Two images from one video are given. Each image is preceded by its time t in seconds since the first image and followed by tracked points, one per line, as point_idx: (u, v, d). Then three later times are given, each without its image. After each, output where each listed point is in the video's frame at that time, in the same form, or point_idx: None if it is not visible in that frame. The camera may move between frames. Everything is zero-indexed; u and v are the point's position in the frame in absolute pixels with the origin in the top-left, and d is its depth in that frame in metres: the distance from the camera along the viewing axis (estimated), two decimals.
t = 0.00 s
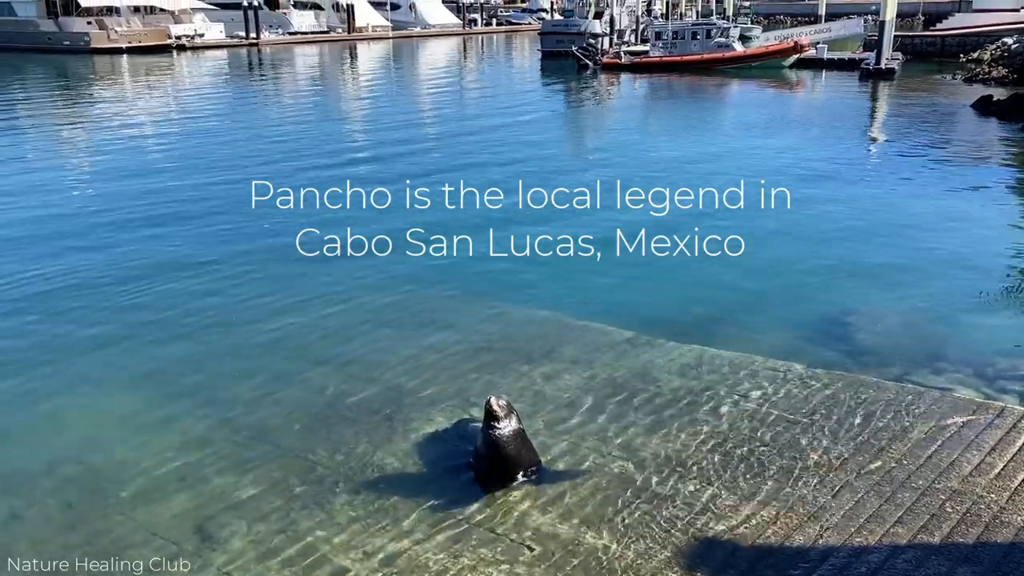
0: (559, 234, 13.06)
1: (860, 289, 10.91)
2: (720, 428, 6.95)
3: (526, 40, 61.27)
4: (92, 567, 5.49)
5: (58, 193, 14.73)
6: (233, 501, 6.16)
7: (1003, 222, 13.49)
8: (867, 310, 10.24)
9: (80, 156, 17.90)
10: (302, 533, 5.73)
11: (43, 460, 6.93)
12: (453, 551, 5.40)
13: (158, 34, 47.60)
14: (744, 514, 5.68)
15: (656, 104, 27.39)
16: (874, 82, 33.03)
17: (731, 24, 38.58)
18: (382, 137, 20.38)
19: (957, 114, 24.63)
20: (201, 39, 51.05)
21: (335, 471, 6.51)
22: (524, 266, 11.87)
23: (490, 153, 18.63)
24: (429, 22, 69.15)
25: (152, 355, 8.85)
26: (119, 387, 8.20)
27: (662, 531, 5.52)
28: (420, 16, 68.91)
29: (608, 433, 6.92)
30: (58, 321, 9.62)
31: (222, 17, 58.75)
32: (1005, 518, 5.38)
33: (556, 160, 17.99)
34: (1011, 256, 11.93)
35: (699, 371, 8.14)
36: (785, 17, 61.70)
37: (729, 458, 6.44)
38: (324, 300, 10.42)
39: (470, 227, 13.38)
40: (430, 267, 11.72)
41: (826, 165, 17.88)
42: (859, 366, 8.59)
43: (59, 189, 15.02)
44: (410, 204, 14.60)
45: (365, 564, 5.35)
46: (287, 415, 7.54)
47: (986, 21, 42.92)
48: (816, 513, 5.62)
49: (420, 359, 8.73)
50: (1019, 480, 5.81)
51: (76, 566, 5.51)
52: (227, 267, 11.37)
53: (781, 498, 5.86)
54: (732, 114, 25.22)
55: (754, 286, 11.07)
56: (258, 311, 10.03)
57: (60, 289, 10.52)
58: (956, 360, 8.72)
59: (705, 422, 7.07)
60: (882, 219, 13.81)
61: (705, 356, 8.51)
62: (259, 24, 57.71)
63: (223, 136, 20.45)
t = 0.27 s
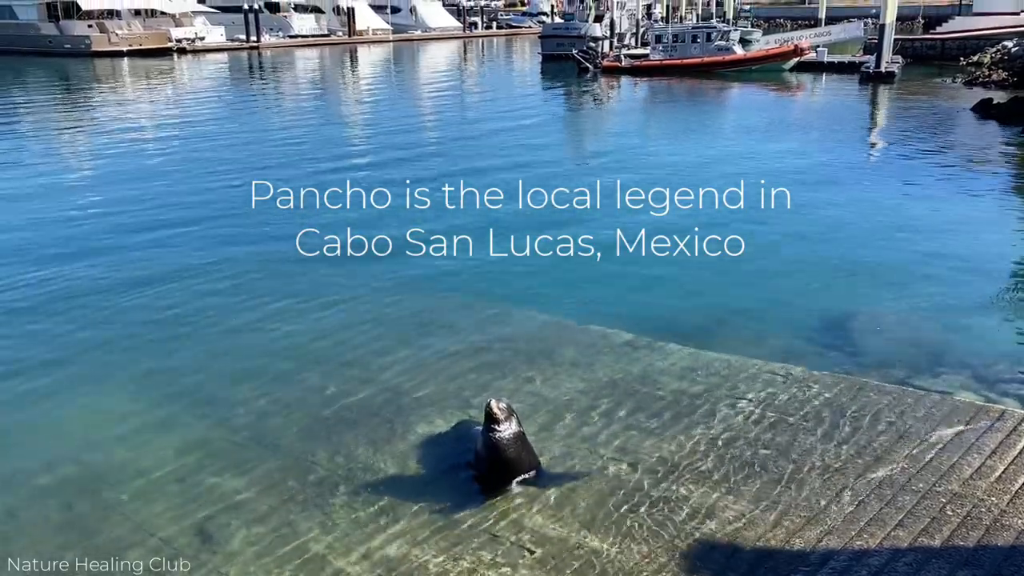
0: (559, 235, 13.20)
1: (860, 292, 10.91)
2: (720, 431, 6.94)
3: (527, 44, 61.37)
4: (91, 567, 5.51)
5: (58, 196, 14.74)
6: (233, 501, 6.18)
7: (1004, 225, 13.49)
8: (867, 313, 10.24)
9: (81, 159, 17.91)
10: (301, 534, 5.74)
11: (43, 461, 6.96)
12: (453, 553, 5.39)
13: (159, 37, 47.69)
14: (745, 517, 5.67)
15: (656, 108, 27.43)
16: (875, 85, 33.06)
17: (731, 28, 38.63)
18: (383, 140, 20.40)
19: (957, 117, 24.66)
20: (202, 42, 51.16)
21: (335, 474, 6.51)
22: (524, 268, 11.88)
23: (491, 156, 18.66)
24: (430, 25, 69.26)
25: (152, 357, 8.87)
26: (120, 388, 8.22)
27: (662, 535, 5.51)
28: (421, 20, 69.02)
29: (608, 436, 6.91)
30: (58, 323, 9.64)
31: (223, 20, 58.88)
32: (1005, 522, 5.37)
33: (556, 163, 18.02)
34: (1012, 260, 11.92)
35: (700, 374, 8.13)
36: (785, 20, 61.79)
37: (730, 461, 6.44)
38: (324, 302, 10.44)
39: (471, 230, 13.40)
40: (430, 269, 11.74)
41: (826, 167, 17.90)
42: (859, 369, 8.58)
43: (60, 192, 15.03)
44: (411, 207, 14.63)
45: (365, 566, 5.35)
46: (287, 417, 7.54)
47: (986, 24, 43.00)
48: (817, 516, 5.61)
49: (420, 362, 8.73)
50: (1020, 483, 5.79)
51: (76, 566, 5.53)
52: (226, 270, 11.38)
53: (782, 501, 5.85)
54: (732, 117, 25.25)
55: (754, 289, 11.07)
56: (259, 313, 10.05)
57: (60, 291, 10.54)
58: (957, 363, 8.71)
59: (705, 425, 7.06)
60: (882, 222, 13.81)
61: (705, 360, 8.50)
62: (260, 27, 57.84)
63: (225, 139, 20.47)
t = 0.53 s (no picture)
0: (559, 235, 13.34)
1: (860, 295, 10.92)
2: (721, 434, 6.94)
3: (527, 47, 61.48)
4: (91, 567, 5.53)
5: (58, 199, 14.78)
6: (233, 503, 6.19)
7: (1004, 229, 13.49)
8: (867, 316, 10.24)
9: (82, 162, 17.92)
10: (300, 536, 5.74)
11: (44, 462, 6.98)
12: (454, 557, 5.38)
13: (160, 40, 47.88)
14: (746, 521, 5.65)
15: (656, 111, 27.48)
16: (875, 88, 33.10)
17: (731, 31, 38.69)
18: (383, 143, 20.41)
19: (957, 120, 24.68)
20: (202, 45, 51.28)
21: (334, 476, 6.51)
22: (524, 271, 11.88)
23: (491, 159, 18.67)
24: (430, 28, 69.38)
25: (153, 358, 8.90)
26: (120, 390, 8.24)
27: (663, 538, 5.50)
28: (421, 23, 69.13)
29: (608, 440, 6.89)
30: (58, 325, 9.67)
31: (223, 24, 59.01)
32: (1007, 526, 5.36)
33: (557, 166, 18.05)
34: (1013, 263, 11.91)
35: (700, 377, 8.12)
36: (785, 24, 61.90)
37: (730, 465, 6.42)
38: (324, 305, 10.44)
39: (471, 232, 13.42)
40: (430, 272, 11.75)
41: (827, 171, 17.90)
42: (860, 372, 8.57)
43: (61, 195, 15.04)
44: (412, 209, 14.65)
45: (364, 569, 5.34)
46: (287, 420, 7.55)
47: (985, 27, 43.06)
48: (818, 520, 5.60)
49: (420, 364, 8.73)
50: (1021, 487, 5.79)
51: (75, 566, 5.55)
52: (226, 272, 11.41)
53: (782, 504, 5.83)
54: (732, 120, 25.29)
55: (755, 292, 11.07)
56: (259, 315, 10.05)
57: (59, 293, 10.57)
58: (958, 367, 8.70)
59: (706, 428, 7.06)
60: (882, 225, 13.82)
61: (705, 363, 8.49)
62: (261, 31, 57.98)
63: (226, 142, 20.49)
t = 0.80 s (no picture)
0: (559, 235, 13.46)
1: (860, 297, 10.93)
2: (720, 437, 6.93)
3: (527, 49, 61.58)
4: (92, 566, 5.57)
5: (59, 201, 14.82)
6: (232, 504, 6.21)
7: (1004, 231, 13.50)
8: (867, 318, 10.24)
9: (82, 164, 17.93)
10: (299, 538, 5.75)
11: (44, 462, 7.01)
12: (454, 560, 5.37)
13: (160, 43, 48.03)
14: (746, 525, 5.64)
15: (656, 113, 27.51)
16: (874, 91, 33.13)
17: (731, 34, 38.75)
18: (383, 146, 20.44)
19: (957, 123, 24.69)
20: (203, 48, 51.44)
21: (333, 478, 6.52)
22: (524, 273, 11.89)
23: (491, 161, 18.71)
24: (430, 31, 69.49)
25: (153, 359, 8.93)
26: (120, 391, 8.26)
27: (663, 541, 5.49)
28: (421, 26, 69.24)
29: (608, 443, 6.88)
30: (57, 326, 9.70)
31: (223, 26, 59.25)
32: (1007, 528, 5.35)
33: (556, 169, 18.08)
34: (1013, 266, 11.88)
35: (700, 380, 8.11)
36: (785, 27, 61.98)
37: (730, 467, 6.42)
38: (325, 307, 10.45)
39: (470, 235, 13.44)
40: (431, 274, 11.76)
41: (826, 173, 17.92)
42: (860, 375, 8.55)
43: (61, 198, 15.05)
44: (411, 211, 14.67)
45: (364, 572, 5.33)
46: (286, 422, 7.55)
47: (985, 29, 43.10)
48: (818, 523, 5.59)
49: (420, 366, 8.74)
50: (1021, 490, 5.78)
51: (76, 566, 5.58)
52: (225, 274, 11.43)
53: (783, 507, 5.83)
54: (731, 123, 25.31)
55: (756, 295, 11.05)
56: (259, 318, 10.07)
57: (58, 295, 10.60)
58: (958, 369, 8.69)
59: (705, 431, 7.05)
60: (882, 228, 13.82)
61: (704, 365, 8.49)
62: (261, 34, 58.17)
63: (226, 145, 20.52)
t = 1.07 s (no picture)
0: (560, 236, 13.63)
1: (859, 300, 10.93)
2: (721, 440, 6.92)
3: (528, 53, 61.71)
4: (91, 566, 5.60)
5: (59, 204, 14.85)
6: (231, 505, 6.23)
7: (1003, 235, 13.50)
8: (867, 322, 10.23)
9: (83, 168, 17.96)
10: (297, 539, 5.76)
11: (44, 463, 7.04)
12: (454, 565, 5.35)
13: (160, 47, 48.10)
14: (747, 529, 5.63)
15: (656, 117, 27.54)
16: (875, 95, 33.17)
17: (731, 38, 38.81)
18: (384, 150, 20.47)
19: (957, 127, 24.71)
20: (203, 52, 51.57)
21: (332, 481, 6.52)
22: (525, 276, 11.88)
23: (492, 165, 18.73)
24: (430, 35, 69.63)
25: (153, 360, 8.97)
26: (120, 392, 8.29)
27: (663, 545, 5.47)
28: (421, 30, 69.37)
29: (608, 447, 6.87)
30: (57, 329, 9.72)
31: (224, 30, 59.45)
32: (1008, 532, 5.34)
33: (557, 173, 18.09)
34: (1014, 270, 11.87)
35: (700, 384, 8.10)
36: (785, 31, 62.09)
37: (731, 471, 6.40)
38: (325, 309, 10.46)
39: (470, 239, 13.45)
40: (431, 277, 11.75)
41: (827, 177, 17.93)
42: (860, 379, 8.54)
43: (61, 202, 15.08)
44: (412, 215, 14.68)
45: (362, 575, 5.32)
46: (285, 424, 7.56)
47: (985, 33, 43.14)
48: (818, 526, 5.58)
49: (421, 370, 8.73)
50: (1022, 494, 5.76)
51: (75, 566, 5.61)
52: (225, 277, 11.46)
53: (783, 511, 5.81)
54: (732, 127, 25.34)
55: (757, 298, 11.04)
56: (259, 320, 10.08)
57: (57, 297, 10.62)
58: (958, 373, 8.68)
59: (706, 435, 7.04)
60: (882, 231, 13.81)
61: (705, 369, 8.47)
62: (261, 38, 58.31)
63: (226, 149, 20.55)
